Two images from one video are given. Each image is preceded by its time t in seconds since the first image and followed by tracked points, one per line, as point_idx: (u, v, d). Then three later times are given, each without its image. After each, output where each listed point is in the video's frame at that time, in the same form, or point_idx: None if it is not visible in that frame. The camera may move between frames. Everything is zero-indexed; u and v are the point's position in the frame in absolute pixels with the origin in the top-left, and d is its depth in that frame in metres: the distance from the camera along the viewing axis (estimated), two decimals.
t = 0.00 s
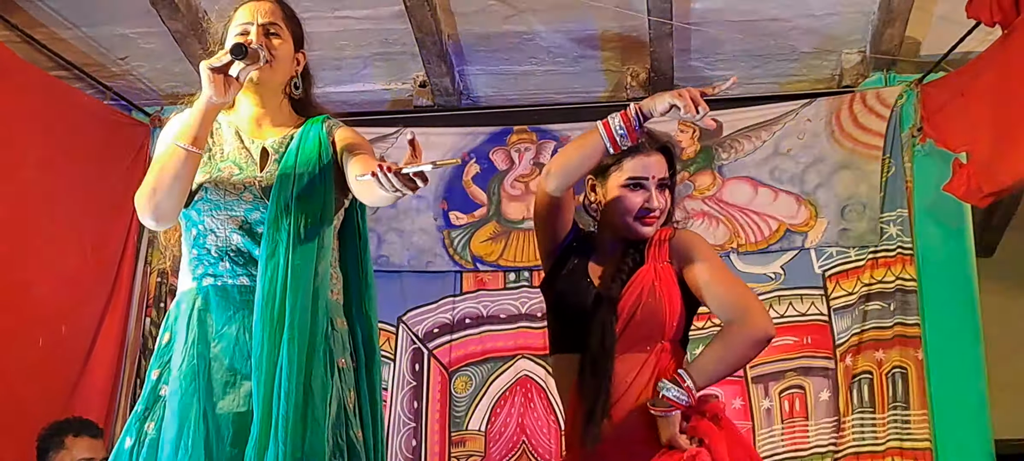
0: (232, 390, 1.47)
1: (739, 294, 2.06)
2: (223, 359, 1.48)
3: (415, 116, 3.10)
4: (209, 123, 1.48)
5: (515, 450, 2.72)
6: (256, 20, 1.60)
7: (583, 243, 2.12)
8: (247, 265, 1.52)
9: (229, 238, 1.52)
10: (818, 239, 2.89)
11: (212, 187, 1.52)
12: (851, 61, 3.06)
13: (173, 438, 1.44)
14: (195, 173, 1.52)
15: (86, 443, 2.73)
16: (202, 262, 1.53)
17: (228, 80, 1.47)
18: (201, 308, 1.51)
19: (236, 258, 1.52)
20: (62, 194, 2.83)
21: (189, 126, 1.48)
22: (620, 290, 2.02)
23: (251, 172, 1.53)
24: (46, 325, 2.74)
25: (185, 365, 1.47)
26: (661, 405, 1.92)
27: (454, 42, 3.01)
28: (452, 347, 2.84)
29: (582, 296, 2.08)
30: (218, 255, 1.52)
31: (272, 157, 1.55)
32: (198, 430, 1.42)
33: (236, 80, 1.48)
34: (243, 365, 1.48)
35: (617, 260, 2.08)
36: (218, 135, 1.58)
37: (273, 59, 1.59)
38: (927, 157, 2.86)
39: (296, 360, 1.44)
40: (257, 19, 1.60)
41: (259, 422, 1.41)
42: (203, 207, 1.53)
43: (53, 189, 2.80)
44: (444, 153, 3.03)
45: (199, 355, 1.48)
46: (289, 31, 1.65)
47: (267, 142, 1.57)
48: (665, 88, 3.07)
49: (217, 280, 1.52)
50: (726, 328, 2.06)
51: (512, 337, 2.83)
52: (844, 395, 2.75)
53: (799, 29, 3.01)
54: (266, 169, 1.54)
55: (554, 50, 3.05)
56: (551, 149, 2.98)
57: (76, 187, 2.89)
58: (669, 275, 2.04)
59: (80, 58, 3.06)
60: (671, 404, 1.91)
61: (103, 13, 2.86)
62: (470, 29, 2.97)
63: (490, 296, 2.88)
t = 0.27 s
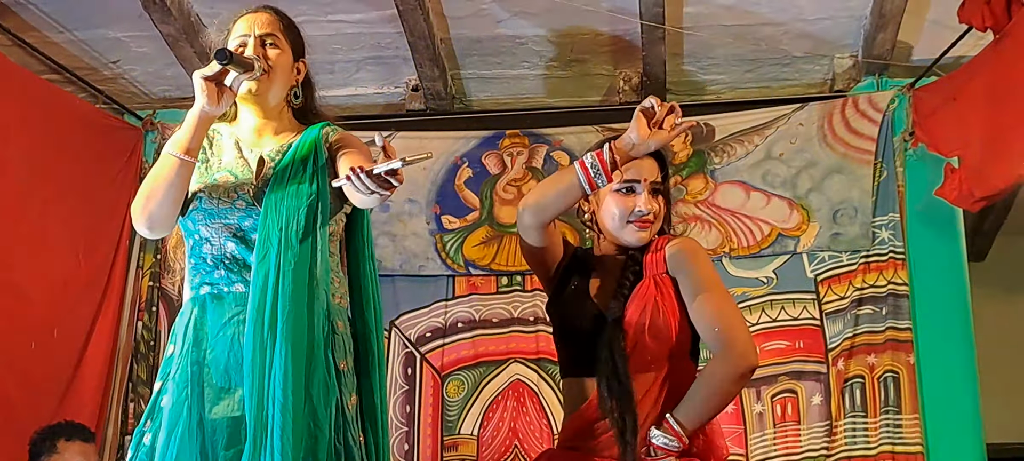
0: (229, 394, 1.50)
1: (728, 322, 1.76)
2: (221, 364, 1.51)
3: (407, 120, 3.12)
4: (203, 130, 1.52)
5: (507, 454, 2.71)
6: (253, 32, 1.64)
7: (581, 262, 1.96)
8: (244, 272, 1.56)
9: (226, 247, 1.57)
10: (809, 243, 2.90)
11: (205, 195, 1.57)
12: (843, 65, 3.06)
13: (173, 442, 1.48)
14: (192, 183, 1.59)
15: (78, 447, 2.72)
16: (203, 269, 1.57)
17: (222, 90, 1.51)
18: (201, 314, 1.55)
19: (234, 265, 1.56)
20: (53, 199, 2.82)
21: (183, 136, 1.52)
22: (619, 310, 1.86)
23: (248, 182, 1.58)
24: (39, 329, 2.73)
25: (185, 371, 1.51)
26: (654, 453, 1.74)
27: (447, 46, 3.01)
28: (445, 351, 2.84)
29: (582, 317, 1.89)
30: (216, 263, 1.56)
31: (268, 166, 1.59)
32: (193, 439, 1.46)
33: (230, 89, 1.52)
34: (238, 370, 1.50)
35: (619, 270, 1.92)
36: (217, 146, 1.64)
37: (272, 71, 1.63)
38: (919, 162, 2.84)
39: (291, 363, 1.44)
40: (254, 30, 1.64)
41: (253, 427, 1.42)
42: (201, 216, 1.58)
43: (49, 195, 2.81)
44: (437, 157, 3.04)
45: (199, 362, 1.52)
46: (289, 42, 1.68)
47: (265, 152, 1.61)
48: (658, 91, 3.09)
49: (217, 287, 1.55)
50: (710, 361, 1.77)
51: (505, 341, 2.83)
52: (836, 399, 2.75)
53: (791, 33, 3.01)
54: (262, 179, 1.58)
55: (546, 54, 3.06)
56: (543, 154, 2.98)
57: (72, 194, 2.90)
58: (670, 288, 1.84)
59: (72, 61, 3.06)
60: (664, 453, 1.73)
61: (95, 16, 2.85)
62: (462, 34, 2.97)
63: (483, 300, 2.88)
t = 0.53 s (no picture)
0: (215, 402, 1.43)
1: (724, 303, 1.56)
2: (208, 371, 1.45)
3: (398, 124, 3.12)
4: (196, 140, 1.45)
5: (498, 458, 2.70)
6: (247, 41, 1.56)
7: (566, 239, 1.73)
8: (232, 278, 1.49)
9: (214, 253, 1.49)
10: (800, 247, 2.90)
11: (196, 203, 1.51)
12: (833, 70, 3.09)
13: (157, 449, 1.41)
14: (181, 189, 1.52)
15: (67, 452, 2.72)
16: (190, 276, 1.50)
17: (211, 99, 1.44)
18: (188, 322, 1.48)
19: (222, 272, 1.49)
20: (44, 204, 2.82)
21: (172, 146, 1.45)
22: (599, 289, 1.63)
23: (238, 187, 1.51)
24: (28, 334, 2.73)
25: (172, 378, 1.45)
26: (642, 425, 1.50)
27: (437, 50, 3.00)
28: (435, 355, 2.84)
29: (559, 299, 1.66)
30: (204, 269, 1.49)
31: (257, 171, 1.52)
32: (180, 447, 1.40)
33: (221, 99, 1.46)
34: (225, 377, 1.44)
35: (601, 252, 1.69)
36: (207, 151, 1.57)
37: (263, 81, 1.54)
38: (910, 166, 2.87)
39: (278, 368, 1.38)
40: (249, 38, 1.56)
41: (237, 433, 1.36)
42: (190, 222, 1.51)
43: (46, 200, 2.83)
44: (427, 162, 3.04)
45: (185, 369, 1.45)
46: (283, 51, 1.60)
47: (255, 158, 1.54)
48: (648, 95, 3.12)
49: (204, 294, 1.49)
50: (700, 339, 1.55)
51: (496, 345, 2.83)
52: (827, 403, 2.75)
53: (782, 38, 3.01)
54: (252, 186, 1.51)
55: (537, 59, 3.06)
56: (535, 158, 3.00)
57: (70, 202, 2.93)
58: (653, 270, 1.60)
59: (62, 65, 3.05)
60: (654, 424, 1.49)
61: (86, 20, 2.84)
62: (453, 38, 2.96)
63: (473, 305, 2.88)
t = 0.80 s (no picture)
0: (204, 401, 1.42)
1: (717, 268, 1.55)
2: (197, 371, 1.43)
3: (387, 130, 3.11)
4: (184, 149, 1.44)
5: None
6: (235, 46, 1.54)
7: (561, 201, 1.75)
8: (221, 278, 1.47)
9: (203, 253, 1.48)
10: (791, 252, 2.90)
11: (185, 203, 1.50)
12: (824, 76, 3.12)
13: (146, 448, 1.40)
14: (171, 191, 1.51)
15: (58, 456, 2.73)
16: (177, 275, 1.48)
17: (202, 105, 1.42)
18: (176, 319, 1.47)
19: (210, 271, 1.47)
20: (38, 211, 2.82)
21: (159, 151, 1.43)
22: (601, 249, 1.62)
23: (227, 188, 1.50)
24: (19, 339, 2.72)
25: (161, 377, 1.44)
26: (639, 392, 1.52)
27: (428, 55, 3.00)
28: (426, 360, 2.84)
29: (559, 260, 1.64)
30: (193, 268, 1.48)
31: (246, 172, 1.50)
32: (169, 443, 1.40)
33: (211, 106, 1.44)
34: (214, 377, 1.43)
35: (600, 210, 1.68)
36: (196, 154, 1.55)
37: (252, 86, 1.53)
38: (899, 171, 2.87)
39: (269, 371, 1.38)
40: (237, 43, 1.54)
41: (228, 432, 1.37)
42: (180, 222, 1.50)
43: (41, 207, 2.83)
44: (417, 167, 3.04)
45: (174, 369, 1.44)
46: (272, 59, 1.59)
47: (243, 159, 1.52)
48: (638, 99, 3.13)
49: (192, 293, 1.47)
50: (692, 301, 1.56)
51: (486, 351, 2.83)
52: (817, 408, 2.76)
53: (772, 43, 3.01)
54: (241, 187, 1.50)
55: (528, 64, 3.06)
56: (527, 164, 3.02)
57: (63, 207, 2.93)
58: (651, 230, 1.61)
59: (52, 69, 3.05)
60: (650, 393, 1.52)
61: (76, 25, 2.83)
62: (444, 43, 2.96)
63: (462, 311, 2.87)
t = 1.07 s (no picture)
0: (189, 415, 1.34)
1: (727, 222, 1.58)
2: (180, 385, 1.34)
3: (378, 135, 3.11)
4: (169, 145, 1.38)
5: None
6: (218, 52, 1.48)
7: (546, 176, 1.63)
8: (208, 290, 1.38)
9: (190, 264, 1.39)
10: (781, 258, 2.90)
11: (171, 213, 1.41)
12: (814, 82, 3.13)
13: None
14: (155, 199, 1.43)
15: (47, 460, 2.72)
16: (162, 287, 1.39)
17: (185, 102, 1.36)
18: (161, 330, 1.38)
19: (197, 282, 1.38)
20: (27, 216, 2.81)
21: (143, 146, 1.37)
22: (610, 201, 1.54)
23: (214, 196, 1.42)
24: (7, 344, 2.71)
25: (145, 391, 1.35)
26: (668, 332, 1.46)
27: (418, 60, 3.00)
28: (416, 366, 2.83)
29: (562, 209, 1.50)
30: (180, 280, 1.38)
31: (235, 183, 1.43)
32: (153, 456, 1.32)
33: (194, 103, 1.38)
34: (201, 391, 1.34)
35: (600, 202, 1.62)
36: (179, 164, 1.48)
37: (236, 90, 1.48)
38: (889, 176, 2.89)
39: (257, 388, 1.29)
40: (221, 50, 1.49)
41: (215, 446, 1.28)
42: (165, 230, 1.40)
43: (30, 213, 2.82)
44: (407, 172, 3.03)
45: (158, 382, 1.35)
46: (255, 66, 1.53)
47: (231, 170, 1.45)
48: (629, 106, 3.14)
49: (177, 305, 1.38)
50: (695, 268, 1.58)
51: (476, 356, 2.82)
52: (807, 414, 2.74)
53: (762, 49, 3.01)
54: (229, 196, 1.42)
55: (518, 69, 3.06)
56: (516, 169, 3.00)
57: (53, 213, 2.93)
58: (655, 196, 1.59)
59: (41, 73, 3.04)
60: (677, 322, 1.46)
61: (65, 29, 2.82)
62: (434, 48, 2.96)
63: (452, 316, 2.87)
